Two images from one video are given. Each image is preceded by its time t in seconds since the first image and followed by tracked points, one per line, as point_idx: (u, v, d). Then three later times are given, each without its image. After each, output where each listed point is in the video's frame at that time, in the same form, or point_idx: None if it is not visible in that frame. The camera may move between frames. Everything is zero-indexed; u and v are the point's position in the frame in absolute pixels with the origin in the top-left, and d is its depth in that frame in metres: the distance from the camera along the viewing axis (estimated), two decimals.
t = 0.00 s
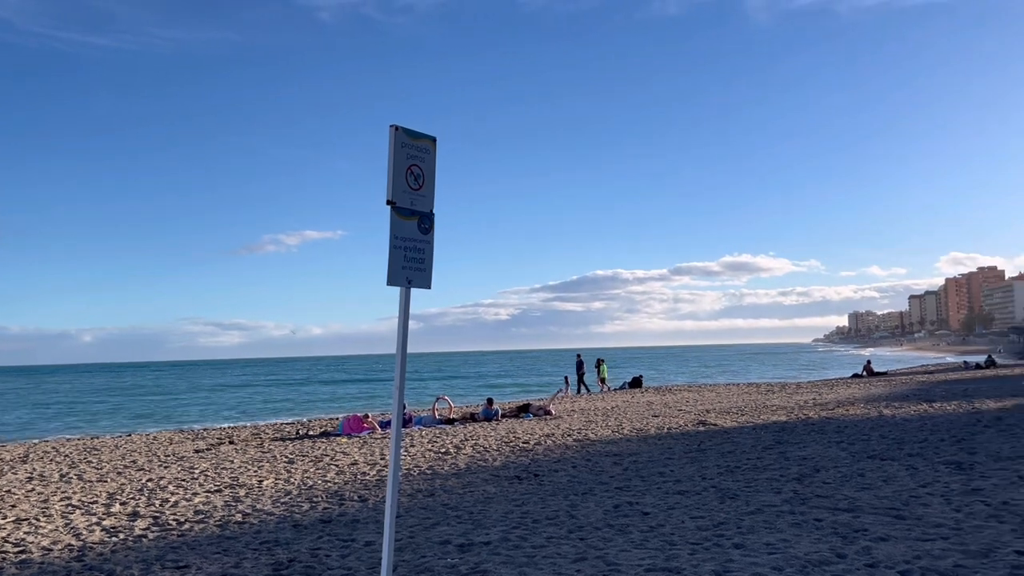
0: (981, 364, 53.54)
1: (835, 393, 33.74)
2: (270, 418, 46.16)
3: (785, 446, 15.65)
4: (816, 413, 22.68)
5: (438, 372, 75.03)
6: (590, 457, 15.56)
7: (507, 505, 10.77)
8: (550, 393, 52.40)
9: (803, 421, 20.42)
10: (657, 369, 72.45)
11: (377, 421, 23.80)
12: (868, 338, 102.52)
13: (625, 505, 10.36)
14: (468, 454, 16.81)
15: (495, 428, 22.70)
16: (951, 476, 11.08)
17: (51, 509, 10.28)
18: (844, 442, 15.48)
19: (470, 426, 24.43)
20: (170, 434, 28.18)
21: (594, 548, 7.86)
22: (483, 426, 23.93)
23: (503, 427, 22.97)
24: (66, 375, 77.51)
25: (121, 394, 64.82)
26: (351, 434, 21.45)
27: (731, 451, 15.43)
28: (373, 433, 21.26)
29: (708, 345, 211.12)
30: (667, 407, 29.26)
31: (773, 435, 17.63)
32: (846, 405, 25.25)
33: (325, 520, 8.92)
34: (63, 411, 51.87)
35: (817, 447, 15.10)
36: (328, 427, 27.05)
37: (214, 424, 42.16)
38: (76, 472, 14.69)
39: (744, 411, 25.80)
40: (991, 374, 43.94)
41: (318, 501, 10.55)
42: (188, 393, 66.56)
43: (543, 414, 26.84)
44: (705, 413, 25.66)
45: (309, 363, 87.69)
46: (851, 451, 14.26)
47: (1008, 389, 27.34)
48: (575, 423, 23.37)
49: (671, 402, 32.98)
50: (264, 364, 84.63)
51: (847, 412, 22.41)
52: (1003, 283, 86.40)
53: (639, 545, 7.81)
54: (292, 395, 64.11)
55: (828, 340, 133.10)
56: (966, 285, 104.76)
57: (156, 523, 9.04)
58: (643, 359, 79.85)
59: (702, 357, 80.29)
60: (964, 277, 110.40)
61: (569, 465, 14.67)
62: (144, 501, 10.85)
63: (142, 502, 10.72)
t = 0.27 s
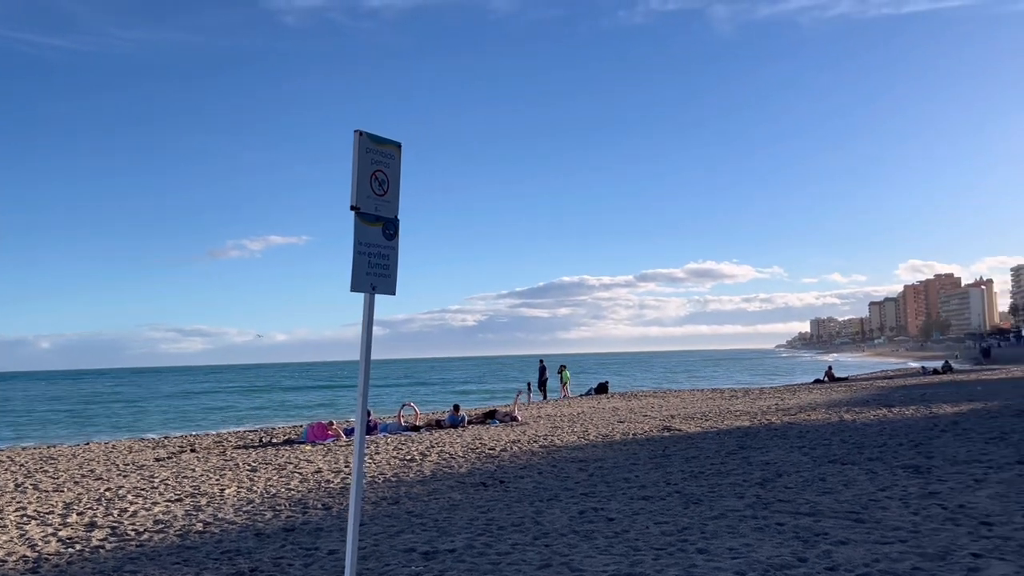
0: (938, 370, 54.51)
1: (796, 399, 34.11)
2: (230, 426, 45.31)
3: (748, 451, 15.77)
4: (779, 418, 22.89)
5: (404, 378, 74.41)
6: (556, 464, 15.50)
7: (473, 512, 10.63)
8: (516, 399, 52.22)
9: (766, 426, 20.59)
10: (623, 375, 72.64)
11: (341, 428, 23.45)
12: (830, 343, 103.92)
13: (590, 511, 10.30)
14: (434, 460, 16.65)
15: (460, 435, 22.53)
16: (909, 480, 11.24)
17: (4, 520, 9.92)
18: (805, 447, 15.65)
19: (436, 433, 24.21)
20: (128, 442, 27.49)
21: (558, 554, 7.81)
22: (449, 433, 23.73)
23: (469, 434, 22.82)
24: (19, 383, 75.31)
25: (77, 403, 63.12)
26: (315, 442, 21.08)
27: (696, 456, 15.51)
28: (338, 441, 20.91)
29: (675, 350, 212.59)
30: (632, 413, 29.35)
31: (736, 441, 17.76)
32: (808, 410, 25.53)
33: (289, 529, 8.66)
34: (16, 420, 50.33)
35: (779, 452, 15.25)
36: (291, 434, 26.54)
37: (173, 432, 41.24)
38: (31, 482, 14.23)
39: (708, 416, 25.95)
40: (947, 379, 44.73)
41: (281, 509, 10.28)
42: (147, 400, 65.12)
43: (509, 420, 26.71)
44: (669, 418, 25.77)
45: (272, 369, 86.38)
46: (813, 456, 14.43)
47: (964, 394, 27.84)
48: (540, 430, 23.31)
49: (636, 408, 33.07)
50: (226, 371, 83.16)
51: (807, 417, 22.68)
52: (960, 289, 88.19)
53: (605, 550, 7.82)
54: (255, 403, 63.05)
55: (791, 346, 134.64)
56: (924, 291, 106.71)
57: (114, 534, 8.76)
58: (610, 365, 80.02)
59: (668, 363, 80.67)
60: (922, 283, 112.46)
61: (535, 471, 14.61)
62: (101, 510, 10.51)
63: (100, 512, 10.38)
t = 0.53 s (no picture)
0: (898, 376, 55.34)
1: (761, 405, 34.31)
2: (190, 435, 44.35)
3: (714, 456, 15.76)
4: (744, 424, 22.97)
5: (369, 386, 73.60)
6: (523, 470, 15.35)
7: (439, 519, 10.42)
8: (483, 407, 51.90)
9: (731, 432, 20.65)
10: (591, 381, 72.64)
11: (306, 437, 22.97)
12: (794, 351, 105.11)
13: (556, 518, 10.15)
14: (399, 468, 16.39)
15: (427, 443, 22.23)
16: (872, 485, 11.29)
17: None
18: (770, 453, 15.69)
19: (402, 440, 23.85)
20: (85, 452, 26.70)
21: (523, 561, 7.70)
22: (416, 440, 23.40)
23: (436, 442, 22.51)
24: None
25: (32, 412, 61.41)
26: (280, 449, 20.60)
27: (662, 462, 15.45)
28: (303, 449, 20.49)
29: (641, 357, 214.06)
30: (599, 420, 29.23)
31: (702, 446, 17.76)
32: (772, 416, 25.66)
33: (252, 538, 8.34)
34: None
35: (744, 458, 15.28)
36: (254, 442, 25.96)
37: (132, 441, 40.26)
38: None
39: (674, 422, 25.96)
40: (907, 385, 45.40)
41: (244, 518, 9.94)
42: (107, 409, 63.66)
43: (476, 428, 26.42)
44: (636, 425, 25.74)
45: (234, 377, 84.89)
46: (777, 461, 14.45)
47: (925, 399, 28.22)
48: (508, 436, 23.10)
49: (603, 415, 32.99)
50: (190, 379, 81.72)
51: (772, 423, 22.78)
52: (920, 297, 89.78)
53: (570, 558, 7.74)
54: (218, 410, 61.93)
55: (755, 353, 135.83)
56: (886, 299, 108.44)
57: (72, 545, 8.43)
58: (579, 372, 80.01)
59: (636, 370, 80.85)
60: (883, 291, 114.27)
61: (501, 478, 14.44)
62: (57, 521, 10.12)
63: (57, 523, 9.99)
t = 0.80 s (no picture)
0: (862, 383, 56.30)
1: (727, 411, 34.56)
2: (153, 443, 43.50)
3: (681, 463, 15.80)
4: (711, 430, 23.07)
5: (336, 393, 72.83)
6: (491, 478, 15.23)
7: (406, 527, 10.28)
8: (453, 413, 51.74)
9: (698, 439, 20.74)
10: (559, 388, 72.69)
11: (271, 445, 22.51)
12: (760, 358, 106.27)
13: (524, 526, 10.07)
14: (367, 477, 16.18)
15: (395, 451, 21.92)
16: (835, 490, 11.37)
17: None
18: (737, 459, 15.77)
19: (370, 448, 23.49)
20: (42, 461, 25.93)
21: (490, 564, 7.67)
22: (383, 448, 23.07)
23: (404, 449, 22.19)
24: None
25: None
26: (245, 458, 20.14)
27: (630, 469, 15.43)
28: (269, 457, 20.07)
29: (611, 363, 215.40)
30: (568, 427, 29.13)
31: (670, 453, 17.81)
32: (738, 423, 25.83)
33: (215, 548, 8.14)
34: None
35: (711, 464, 15.34)
36: (218, 451, 25.40)
37: (92, 450, 39.32)
38: None
39: (642, 429, 26.02)
40: (870, 391, 46.13)
41: (208, 528, 9.72)
42: (68, 417, 62.26)
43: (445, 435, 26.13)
44: (604, 431, 25.77)
45: (197, 385, 83.42)
46: (744, 468, 14.53)
47: (887, 406, 28.67)
48: (477, 444, 22.89)
49: (572, 422, 32.88)
50: (153, 387, 80.30)
51: (739, 429, 22.91)
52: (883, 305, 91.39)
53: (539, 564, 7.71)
54: (183, 418, 60.92)
55: (721, 360, 137.07)
56: (850, 306, 110.46)
57: (28, 557, 8.19)
58: (549, 379, 80.16)
59: (606, 377, 81.19)
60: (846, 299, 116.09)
61: (469, 486, 14.33)
62: (14, 533, 9.82)
63: (12, 534, 9.69)
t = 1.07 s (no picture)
0: (826, 390, 57.01)
1: (695, 418, 34.67)
2: (114, 453, 42.43)
3: (649, 471, 15.71)
4: (679, 438, 23.04)
5: (302, 401, 71.87)
6: (460, 487, 14.98)
7: (373, 536, 10.04)
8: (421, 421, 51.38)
9: (665, 446, 20.71)
10: (529, 395, 72.54)
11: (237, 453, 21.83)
12: (727, 365, 107.21)
13: (492, 534, 9.88)
14: (335, 486, 15.79)
15: (363, 459, 21.41)
16: (801, 497, 11.34)
17: None
18: (703, 467, 15.74)
19: (339, 456, 22.90)
20: None
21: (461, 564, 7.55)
22: (352, 456, 22.49)
23: (372, 458, 21.67)
24: None
25: None
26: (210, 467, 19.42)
27: (599, 477, 15.29)
28: (236, 466, 19.43)
29: (581, 370, 216.37)
30: (538, 434, 28.82)
31: (638, 461, 17.72)
32: (705, 430, 25.88)
33: (179, 560, 7.50)
34: None
35: (679, 471, 15.28)
36: (180, 460, 24.63)
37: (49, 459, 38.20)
38: None
39: (611, 437, 25.89)
40: (834, 399, 46.70)
41: (172, 538, 9.39)
42: (26, 425, 60.67)
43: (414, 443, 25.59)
44: (573, 439, 25.59)
45: (160, 394, 81.91)
46: (710, 475, 14.47)
47: (851, 413, 28.98)
48: (446, 452, 22.49)
49: (542, 429, 32.56)
50: (115, 396, 78.66)
51: (706, 437, 22.93)
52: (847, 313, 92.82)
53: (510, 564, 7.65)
54: (146, 427, 59.72)
55: (689, 367, 138.03)
56: (816, 314, 112.01)
57: None
58: (520, 387, 80.06)
59: (576, 384, 81.32)
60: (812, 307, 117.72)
61: (438, 495, 14.10)
62: None
63: None
